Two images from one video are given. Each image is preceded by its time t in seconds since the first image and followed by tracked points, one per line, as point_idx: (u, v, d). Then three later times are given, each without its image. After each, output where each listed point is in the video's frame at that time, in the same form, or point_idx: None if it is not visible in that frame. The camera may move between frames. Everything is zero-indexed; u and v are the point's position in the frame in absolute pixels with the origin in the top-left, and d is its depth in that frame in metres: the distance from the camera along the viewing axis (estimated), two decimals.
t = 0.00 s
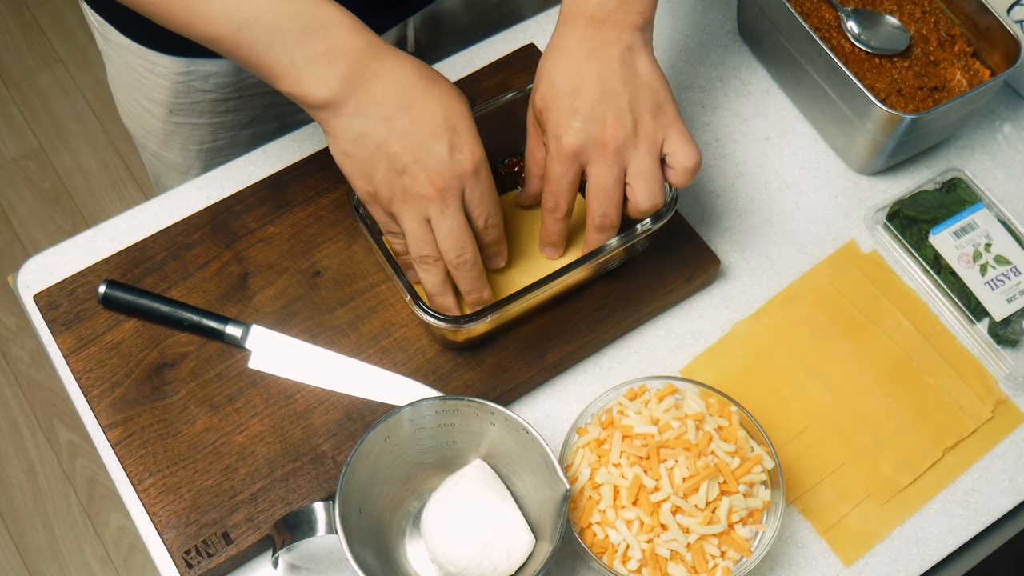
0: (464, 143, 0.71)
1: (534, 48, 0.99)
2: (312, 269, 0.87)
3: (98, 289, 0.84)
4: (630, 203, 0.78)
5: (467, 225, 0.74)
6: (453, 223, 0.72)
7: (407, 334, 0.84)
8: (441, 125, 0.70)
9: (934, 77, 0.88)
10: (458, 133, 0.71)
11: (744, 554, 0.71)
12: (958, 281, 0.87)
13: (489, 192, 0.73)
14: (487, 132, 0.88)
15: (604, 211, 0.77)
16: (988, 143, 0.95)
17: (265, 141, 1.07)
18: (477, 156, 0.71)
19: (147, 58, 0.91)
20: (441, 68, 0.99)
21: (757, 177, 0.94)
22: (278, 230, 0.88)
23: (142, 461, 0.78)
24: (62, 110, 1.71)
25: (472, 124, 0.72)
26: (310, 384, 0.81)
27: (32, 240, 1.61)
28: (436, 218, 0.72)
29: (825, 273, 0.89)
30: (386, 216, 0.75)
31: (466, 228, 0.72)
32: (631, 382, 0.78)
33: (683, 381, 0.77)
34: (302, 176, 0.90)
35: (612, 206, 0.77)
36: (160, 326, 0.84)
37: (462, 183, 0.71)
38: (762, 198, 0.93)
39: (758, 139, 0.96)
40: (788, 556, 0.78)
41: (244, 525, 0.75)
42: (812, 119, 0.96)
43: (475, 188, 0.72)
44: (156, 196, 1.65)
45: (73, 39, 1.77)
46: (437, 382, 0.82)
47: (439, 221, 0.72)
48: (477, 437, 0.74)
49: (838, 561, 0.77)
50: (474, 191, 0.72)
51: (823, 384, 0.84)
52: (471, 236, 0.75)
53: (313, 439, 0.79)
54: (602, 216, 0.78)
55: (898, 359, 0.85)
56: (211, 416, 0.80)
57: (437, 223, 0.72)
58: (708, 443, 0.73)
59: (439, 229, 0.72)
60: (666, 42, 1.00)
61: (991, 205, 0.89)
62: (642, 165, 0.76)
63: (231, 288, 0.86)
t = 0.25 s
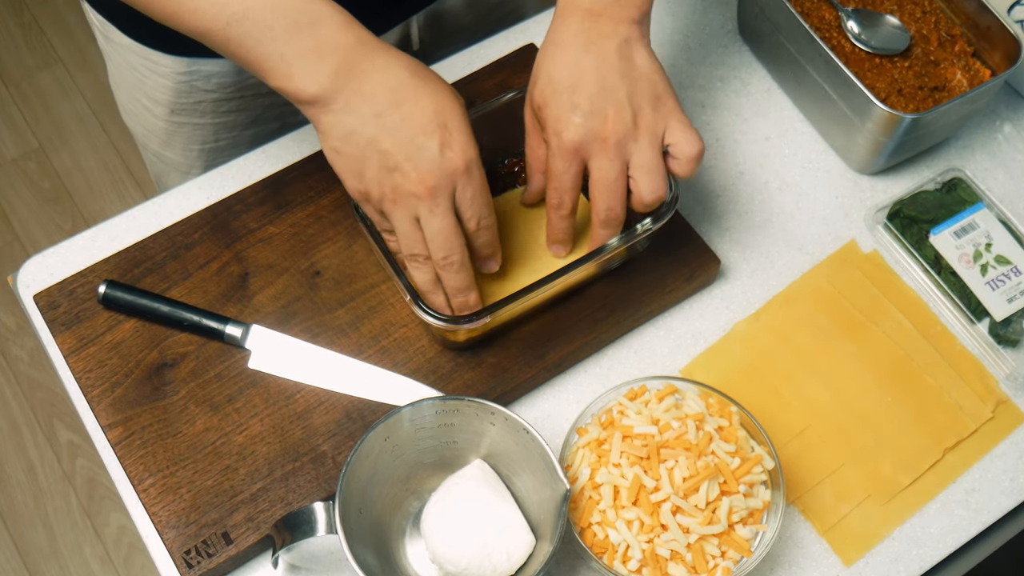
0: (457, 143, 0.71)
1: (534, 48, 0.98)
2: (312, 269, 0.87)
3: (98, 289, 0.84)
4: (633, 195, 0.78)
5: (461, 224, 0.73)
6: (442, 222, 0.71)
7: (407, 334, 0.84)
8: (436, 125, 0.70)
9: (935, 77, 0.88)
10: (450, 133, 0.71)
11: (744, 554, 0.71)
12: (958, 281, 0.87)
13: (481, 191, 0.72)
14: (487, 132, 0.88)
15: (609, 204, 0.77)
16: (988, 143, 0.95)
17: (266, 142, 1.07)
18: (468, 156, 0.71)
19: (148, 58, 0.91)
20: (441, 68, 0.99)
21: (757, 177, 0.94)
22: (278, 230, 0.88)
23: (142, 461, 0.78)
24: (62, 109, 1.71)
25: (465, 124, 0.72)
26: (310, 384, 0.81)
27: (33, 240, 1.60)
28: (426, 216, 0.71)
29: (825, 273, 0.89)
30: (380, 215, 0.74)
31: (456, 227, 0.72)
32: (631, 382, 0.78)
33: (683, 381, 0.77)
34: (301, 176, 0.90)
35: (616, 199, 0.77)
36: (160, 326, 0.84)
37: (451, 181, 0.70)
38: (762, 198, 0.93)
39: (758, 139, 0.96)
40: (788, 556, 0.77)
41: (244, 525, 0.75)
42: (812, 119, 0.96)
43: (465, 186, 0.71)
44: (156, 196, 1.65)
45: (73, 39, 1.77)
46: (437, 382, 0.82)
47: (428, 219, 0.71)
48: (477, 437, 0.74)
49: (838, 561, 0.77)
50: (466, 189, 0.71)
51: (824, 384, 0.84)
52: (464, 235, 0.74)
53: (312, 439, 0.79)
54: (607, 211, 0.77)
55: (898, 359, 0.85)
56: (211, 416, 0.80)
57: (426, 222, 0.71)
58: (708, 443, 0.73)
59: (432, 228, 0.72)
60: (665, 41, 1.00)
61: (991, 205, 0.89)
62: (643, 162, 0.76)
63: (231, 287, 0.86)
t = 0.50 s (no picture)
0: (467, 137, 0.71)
1: (534, 47, 0.98)
2: (312, 269, 0.87)
3: (98, 289, 0.84)
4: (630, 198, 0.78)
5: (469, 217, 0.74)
6: (450, 218, 0.72)
7: (407, 334, 0.84)
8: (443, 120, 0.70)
9: (935, 77, 0.88)
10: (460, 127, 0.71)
11: (744, 554, 0.71)
12: (958, 281, 0.87)
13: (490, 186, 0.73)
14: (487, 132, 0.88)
15: (604, 207, 0.77)
16: (988, 143, 0.95)
17: (266, 141, 1.07)
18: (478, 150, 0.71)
19: (149, 58, 0.91)
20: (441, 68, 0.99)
21: (757, 177, 0.94)
22: (278, 230, 0.88)
23: (142, 461, 0.78)
24: (62, 109, 1.71)
25: (474, 118, 0.72)
26: (310, 385, 0.81)
27: (32, 240, 1.60)
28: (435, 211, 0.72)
29: (825, 273, 0.89)
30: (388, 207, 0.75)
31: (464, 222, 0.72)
32: (631, 382, 0.78)
33: (683, 381, 0.77)
34: (301, 176, 0.90)
35: (612, 202, 0.77)
36: (160, 326, 0.84)
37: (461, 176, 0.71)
38: (762, 198, 0.93)
39: (758, 139, 0.96)
40: (788, 556, 0.77)
41: (244, 525, 0.75)
42: (811, 119, 0.96)
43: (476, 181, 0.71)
44: (156, 195, 1.65)
45: (73, 39, 1.77)
46: (438, 382, 0.82)
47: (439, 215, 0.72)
48: (477, 437, 0.74)
49: (838, 561, 0.77)
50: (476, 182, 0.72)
51: (824, 384, 0.84)
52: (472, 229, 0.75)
53: (313, 439, 0.79)
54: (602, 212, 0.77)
55: (897, 358, 0.85)
56: (211, 416, 0.80)
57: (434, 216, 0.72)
58: (708, 443, 0.73)
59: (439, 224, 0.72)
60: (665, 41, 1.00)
61: (991, 205, 0.89)
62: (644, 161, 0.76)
63: (231, 287, 0.86)
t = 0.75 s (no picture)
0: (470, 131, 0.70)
1: (534, 47, 0.98)
2: (312, 269, 0.87)
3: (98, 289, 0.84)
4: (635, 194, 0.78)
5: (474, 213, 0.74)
6: (454, 215, 0.72)
7: (407, 334, 0.84)
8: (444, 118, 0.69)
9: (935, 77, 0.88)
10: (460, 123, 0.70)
11: (744, 554, 0.71)
12: (958, 281, 0.87)
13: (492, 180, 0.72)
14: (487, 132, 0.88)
15: (609, 201, 0.77)
16: (988, 143, 0.95)
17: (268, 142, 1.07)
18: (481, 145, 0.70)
19: (151, 59, 0.91)
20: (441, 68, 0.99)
21: (757, 177, 0.94)
22: (278, 230, 0.88)
23: (142, 461, 0.78)
24: (62, 109, 1.71)
25: (475, 113, 0.71)
26: (310, 385, 0.81)
27: (32, 240, 1.60)
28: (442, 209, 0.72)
29: (825, 273, 0.89)
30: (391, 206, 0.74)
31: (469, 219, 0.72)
32: (631, 382, 0.78)
33: (683, 381, 0.77)
34: (302, 176, 0.90)
35: (617, 197, 0.77)
36: (160, 326, 0.84)
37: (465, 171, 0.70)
38: (763, 198, 0.93)
39: (758, 139, 0.96)
40: (788, 556, 0.77)
41: (244, 525, 0.75)
42: (812, 119, 0.96)
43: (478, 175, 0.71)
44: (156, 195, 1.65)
45: (73, 39, 1.77)
46: (437, 382, 0.82)
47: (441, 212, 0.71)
48: (477, 437, 0.74)
49: (838, 561, 0.77)
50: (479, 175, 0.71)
51: (824, 385, 0.84)
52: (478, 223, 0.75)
53: (312, 439, 0.79)
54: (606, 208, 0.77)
55: (898, 359, 0.85)
56: (211, 416, 0.80)
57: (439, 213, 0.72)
58: (708, 443, 0.73)
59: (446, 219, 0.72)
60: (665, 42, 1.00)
61: (991, 205, 0.89)
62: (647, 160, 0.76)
63: (231, 287, 0.86)
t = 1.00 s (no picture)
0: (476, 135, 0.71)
1: (534, 47, 0.99)
2: (312, 269, 0.87)
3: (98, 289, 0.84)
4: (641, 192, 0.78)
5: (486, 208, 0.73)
6: (461, 222, 0.71)
7: (407, 334, 0.84)
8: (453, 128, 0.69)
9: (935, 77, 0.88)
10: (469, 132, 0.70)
11: (744, 554, 0.71)
12: (958, 281, 0.87)
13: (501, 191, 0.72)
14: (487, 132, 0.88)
15: (614, 197, 0.76)
16: (988, 143, 0.95)
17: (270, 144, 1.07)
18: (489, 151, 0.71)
19: (154, 62, 0.91)
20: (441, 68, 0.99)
21: (757, 177, 0.94)
22: (278, 230, 0.88)
23: (142, 461, 0.78)
24: (62, 109, 1.71)
25: (484, 121, 0.71)
26: (311, 385, 0.81)
27: (32, 239, 1.60)
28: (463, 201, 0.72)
29: (825, 273, 0.89)
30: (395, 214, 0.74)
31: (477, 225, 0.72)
32: (631, 382, 0.78)
33: (683, 381, 0.77)
34: (302, 176, 0.90)
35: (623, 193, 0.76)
36: (160, 326, 0.84)
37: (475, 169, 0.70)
38: (763, 198, 0.93)
39: (758, 139, 0.96)
40: (788, 556, 0.77)
41: (244, 525, 0.75)
42: (812, 119, 0.96)
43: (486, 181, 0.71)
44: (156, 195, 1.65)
45: (73, 39, 1.77)
46: (437, 382, 0.82)
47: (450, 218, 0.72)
48: (477, 437, 0.74)
49: (838, 561, 0.77)
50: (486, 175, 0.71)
51: (824, 385, 0.84)
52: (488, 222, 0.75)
53: (313, 439, 0.79)
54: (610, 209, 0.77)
55: (897, 358, 0.85)
56: (211, 416, 0.80)
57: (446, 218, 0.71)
58: (708, 443, 0.73)
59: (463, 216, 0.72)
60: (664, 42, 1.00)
61: (991, 205, 0.89)
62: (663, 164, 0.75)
63: (231, 287, 0.86)
